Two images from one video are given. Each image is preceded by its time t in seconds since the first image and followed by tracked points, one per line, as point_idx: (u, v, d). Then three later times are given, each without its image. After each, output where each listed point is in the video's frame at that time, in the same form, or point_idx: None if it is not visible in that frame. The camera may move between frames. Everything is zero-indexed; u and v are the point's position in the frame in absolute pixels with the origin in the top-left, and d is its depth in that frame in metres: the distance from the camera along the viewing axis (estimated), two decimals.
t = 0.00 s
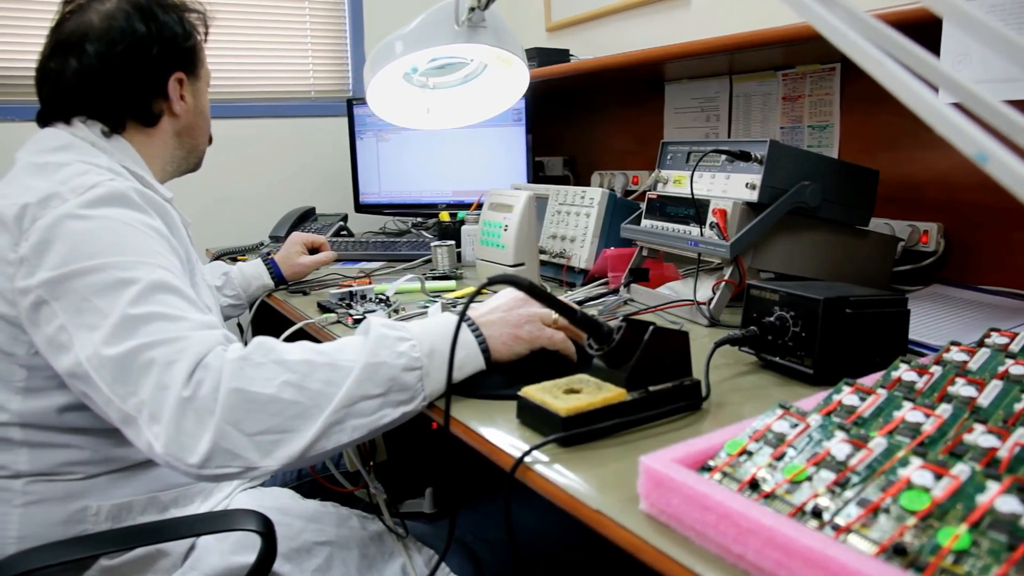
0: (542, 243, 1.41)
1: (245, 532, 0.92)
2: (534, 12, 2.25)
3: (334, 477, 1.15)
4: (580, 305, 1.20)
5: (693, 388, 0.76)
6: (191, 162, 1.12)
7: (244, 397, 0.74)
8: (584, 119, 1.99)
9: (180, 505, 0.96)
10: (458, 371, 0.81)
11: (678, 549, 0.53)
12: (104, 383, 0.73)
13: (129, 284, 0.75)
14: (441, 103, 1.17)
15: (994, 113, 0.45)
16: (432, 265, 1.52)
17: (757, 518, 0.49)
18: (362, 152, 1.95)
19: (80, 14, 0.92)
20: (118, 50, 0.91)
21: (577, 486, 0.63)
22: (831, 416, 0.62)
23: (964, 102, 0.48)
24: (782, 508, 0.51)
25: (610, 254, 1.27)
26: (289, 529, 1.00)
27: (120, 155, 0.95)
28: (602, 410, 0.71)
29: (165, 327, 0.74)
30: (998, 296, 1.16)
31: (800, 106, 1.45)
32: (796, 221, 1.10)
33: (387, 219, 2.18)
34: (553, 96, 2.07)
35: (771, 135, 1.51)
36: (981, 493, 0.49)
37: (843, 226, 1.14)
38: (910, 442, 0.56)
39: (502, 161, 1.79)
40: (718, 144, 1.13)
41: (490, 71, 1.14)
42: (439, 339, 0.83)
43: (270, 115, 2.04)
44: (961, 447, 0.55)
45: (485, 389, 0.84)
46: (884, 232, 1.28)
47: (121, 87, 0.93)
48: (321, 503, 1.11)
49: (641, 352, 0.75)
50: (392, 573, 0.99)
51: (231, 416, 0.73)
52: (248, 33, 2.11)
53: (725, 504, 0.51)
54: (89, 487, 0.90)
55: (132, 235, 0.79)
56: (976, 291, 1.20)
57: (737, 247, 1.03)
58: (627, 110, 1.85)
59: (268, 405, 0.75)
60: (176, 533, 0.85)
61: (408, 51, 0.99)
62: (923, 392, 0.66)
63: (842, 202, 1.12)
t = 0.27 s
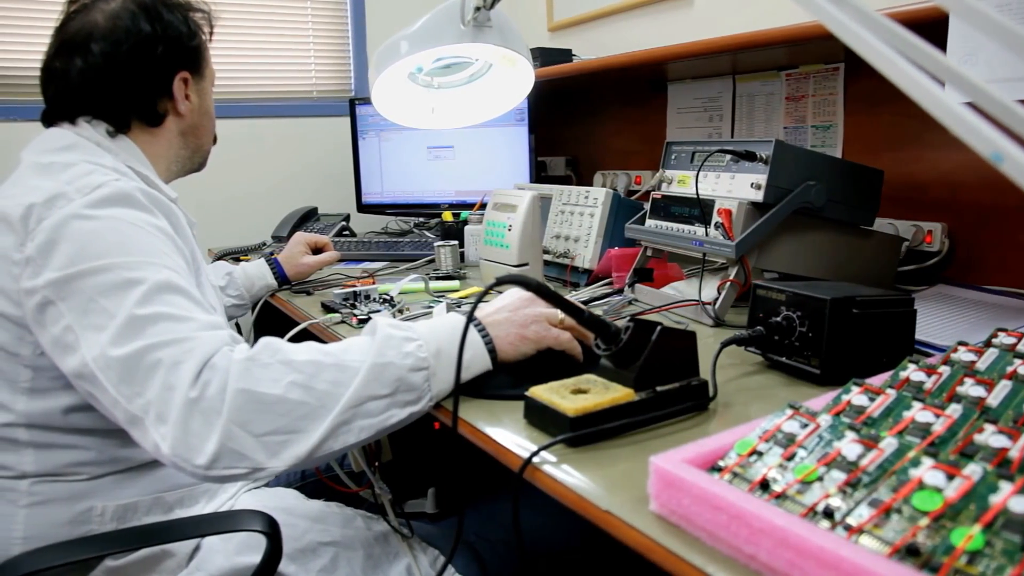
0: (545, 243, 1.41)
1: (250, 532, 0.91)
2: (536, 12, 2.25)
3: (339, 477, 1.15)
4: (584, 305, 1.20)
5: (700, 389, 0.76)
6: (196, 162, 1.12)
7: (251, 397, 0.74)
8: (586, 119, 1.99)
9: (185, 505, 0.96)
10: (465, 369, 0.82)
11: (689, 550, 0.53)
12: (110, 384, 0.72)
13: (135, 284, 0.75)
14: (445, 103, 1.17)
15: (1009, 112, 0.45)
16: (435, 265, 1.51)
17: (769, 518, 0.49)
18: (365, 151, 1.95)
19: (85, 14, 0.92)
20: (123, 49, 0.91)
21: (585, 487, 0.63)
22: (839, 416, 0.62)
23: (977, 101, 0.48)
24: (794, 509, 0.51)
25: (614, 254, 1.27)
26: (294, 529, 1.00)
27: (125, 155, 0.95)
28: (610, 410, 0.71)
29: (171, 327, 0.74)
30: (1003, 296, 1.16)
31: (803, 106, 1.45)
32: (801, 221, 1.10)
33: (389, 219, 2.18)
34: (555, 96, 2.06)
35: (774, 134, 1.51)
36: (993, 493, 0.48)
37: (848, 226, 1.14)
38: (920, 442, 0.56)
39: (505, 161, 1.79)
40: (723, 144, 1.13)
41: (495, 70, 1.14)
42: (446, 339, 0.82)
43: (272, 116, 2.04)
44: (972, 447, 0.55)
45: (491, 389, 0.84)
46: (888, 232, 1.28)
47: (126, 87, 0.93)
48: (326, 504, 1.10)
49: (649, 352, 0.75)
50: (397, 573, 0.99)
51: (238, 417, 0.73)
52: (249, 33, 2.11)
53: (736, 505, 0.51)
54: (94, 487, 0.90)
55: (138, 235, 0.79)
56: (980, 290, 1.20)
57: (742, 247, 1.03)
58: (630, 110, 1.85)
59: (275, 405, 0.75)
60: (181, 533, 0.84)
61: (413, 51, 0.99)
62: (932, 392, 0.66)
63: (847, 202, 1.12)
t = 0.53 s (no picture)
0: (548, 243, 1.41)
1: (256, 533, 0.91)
2: (538, 12, 2.25)
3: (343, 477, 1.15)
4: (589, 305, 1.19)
5: (708, 389, 0.76)
6: (200, 162, 1.11)
7: (258, 398, 0.74)
8: (588, 119, 1.99)
9: (190, 506, 0.96)
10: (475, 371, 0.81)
11: (700, 550, 0.53)
12: (116, 384, 0.72)
13: (141, 284, 0.75)
14: (449, 103, 1.17)
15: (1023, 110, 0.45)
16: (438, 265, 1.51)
17: (781, 519, 0.49)
18: (367, 151, 1.95)
19: (91, 13, 0.91)
20: (128, 49, 0.91)
21: (594, 487, 0.63)
22: (848, 416, 0.62)
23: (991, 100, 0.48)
24: (805, 509, 0.51)
25: (618, 254, 1.27)
26: (299, 530, 0.99)
27: (129, 155, 0.95)
28: (618, 411, 0.71)
29: (178, 328, 0.74)
30: (1008, 296, 1.16)
31: (807, 106, 1.45)
32: (806, 220, 1.10)
33: (391, 219, 2.18)
34: (557, 96, 2.06)
35: (778, 134, 1.51)
36: (1006, 493, 0.48)
37: (853, 226, 1.14)
38: (931, 443, 0.56)
39: (507, 161, 1.79)
40: (728, 144, 1.13)
41: (499, 70, 1.13)
42: (452, 339, 0.82)
43: (274, 116, 2.03)
44: (983, 447, 0.54)
45: (497, 389, 0.84)
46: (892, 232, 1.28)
47: (131, 86, 0.93)
48: (330, 504, 1.10)
49: (656, 352, 0.75)
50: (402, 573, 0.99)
51: (245, 417, 0.73)
52: (251, 33, 2.10)
53: (748, 505, 0.51)
54: (99, 488, 0.90)
55: (144, 235, 0.79)
56: (985, 290, 1.20)
57: (747, 247, 1.03)
58: (632, 110, 1.85)
59: (283, 406, 0.75)
60: (187, 534, 0.84)
61: (417, 51, 0.99)
62: (941, 392, 0.66)
63: (852, 202, 1.12)
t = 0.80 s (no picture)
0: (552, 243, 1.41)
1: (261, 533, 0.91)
2: (541, 12, 2.25)
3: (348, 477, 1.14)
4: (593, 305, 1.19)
5: (715, 389, 0.76)
6: (207, 163, 1.11)
7: (266, 398, 0.74)
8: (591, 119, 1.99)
9: (196, 506, 0.96)
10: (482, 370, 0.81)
11: (712, 550, 0.53)
12: (124, 385, 0.72)
13: (149, 285, 0.74)
14: (454, 102, 1.17)
15: None
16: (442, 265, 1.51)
17: (793, 519, 0.49)
18: (369, 151, 1.94)
19: (99, 12, 0.91)
20: (137, 48, 0.91)
21: (603, 488, 0.63)
22: (858, 416, 0.62)
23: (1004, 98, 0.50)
24: (817, 509, 0.51)
25: (622, 254, 1.27)
26: (304, 530, 0.99)
27: (137, 155, 0.94)
28: (626, 411, 0.71)
29: (185, 328, 0.74)
30: (1013, 296, 1.16)
31: (810, 106, 1.45)
32: (810, 220, 1.10)
33: (394, 219, 2.18)
34: (559, 95, 2.06)
35: (781, 134, 1.51)
36: (1020, 494, 0.48)
37: (858, 226, 1.14)
38: (941, 443, 0.56)
39: (510, 160, 1.79)
40: (733, 144, 1.13)
41: (505, 70, 1.13)
42: (459, 339, 0.82)
43: (276, 116, 2.03)
44: (994, 447, 0.54)
45: (504, 390, 0.84)
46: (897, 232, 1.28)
47: (140, 86, 0.93)
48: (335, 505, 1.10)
49: (664, 352, 0.75)
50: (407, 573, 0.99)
51: (252, 418, 0.73)
52: (253, 32, 2.10)
53: (760, 505, 0.51)
54: (106, 487, 0.90)
55: (151, 235, 0.79)
56: (990, 290, 1.20)
57: (752, 247, 1.03)
58: (635, 109, 1.84)
59: (290, 407, 0.74)
60: (193, 534, 0.84)
61: (423, 51, 0.98)
62: (950, 392, 0.65)
63: (857, 202, 1.12)
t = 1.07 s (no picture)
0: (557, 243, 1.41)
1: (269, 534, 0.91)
2: (543, 12, 2.25)
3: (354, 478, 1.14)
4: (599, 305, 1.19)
5: (725, 389, 0.76)
6: (218, 163, 1.12)
7: (275, 399, 0.73)
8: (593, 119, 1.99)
9: (203, 507, 0.95)
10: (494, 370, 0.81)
11: (727, 551, 0.52)
12: (134, 385, 0.72)
13: (161, 284, 0.74)
14: (459, 102, 1.17)
15: None
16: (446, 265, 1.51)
17: (810, 520, 0.49)
18: (372, 151, 1.94)
19: (114, 12, 0.92)
20: (152, 48, 0.92)
21: (615, 488, 0.62)
22: (870, 416, 0.62)
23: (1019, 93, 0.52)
24: (832, 510, 0.51)
25: (627, 254, 1.27)
26: (311, 531, 0.99)
27: (150, 155, 0.96)
28: (637, 411, 0.70)
29: (196, 329, 0.73)
30: (1019, 296, 1.16)
31: (815, 106, 1.45)
32: (817, 220, 1.10)
33: (396, 219, 2.17)
34: (562, 95, 2.06)
35: (785, 134, 1.51)
36: None
37: (864, 226, 1.14)
38: (956, 443, 0.56)
39: (513, 160, 1.79)
40: (739, 143, 1.13)
41: (510, 69, 1.13)
42: (468, 340, 0.82)
43: (279, 116, 2.03)
44: (1009, 447, 0.54)
45: (513, 390, 0.84)
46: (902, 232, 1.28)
47: (154, 86, 0.94)
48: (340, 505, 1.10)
49: (674, 353, 0.75)
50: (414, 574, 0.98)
51: (262, 419, 0.73)
52: (255, 32, 2.10)
53: (775, 506, 0.51)
54: (114, 488, 0.90)
55: (163, 235, 0.79)
56: (996, 290, 1.20)
57: (759, 247, 1.02)
58: (638, 110, 1.84)
59: (300, 408, 0.74)
60: (201, 535, 0.84)
61: (429, 51, 0.98)
62: (961, 392, 0.65)
63: (863, 202, 1.12)
